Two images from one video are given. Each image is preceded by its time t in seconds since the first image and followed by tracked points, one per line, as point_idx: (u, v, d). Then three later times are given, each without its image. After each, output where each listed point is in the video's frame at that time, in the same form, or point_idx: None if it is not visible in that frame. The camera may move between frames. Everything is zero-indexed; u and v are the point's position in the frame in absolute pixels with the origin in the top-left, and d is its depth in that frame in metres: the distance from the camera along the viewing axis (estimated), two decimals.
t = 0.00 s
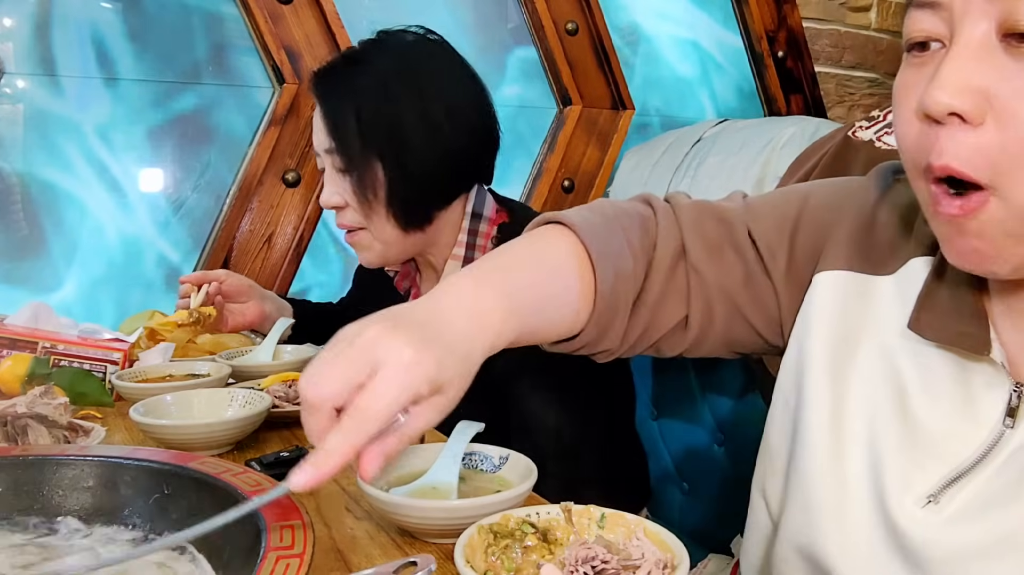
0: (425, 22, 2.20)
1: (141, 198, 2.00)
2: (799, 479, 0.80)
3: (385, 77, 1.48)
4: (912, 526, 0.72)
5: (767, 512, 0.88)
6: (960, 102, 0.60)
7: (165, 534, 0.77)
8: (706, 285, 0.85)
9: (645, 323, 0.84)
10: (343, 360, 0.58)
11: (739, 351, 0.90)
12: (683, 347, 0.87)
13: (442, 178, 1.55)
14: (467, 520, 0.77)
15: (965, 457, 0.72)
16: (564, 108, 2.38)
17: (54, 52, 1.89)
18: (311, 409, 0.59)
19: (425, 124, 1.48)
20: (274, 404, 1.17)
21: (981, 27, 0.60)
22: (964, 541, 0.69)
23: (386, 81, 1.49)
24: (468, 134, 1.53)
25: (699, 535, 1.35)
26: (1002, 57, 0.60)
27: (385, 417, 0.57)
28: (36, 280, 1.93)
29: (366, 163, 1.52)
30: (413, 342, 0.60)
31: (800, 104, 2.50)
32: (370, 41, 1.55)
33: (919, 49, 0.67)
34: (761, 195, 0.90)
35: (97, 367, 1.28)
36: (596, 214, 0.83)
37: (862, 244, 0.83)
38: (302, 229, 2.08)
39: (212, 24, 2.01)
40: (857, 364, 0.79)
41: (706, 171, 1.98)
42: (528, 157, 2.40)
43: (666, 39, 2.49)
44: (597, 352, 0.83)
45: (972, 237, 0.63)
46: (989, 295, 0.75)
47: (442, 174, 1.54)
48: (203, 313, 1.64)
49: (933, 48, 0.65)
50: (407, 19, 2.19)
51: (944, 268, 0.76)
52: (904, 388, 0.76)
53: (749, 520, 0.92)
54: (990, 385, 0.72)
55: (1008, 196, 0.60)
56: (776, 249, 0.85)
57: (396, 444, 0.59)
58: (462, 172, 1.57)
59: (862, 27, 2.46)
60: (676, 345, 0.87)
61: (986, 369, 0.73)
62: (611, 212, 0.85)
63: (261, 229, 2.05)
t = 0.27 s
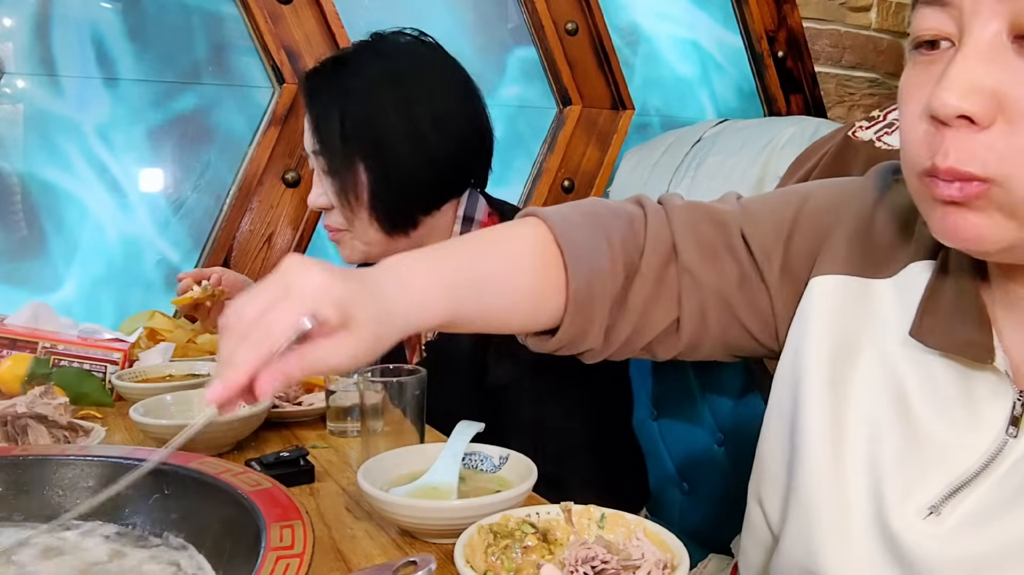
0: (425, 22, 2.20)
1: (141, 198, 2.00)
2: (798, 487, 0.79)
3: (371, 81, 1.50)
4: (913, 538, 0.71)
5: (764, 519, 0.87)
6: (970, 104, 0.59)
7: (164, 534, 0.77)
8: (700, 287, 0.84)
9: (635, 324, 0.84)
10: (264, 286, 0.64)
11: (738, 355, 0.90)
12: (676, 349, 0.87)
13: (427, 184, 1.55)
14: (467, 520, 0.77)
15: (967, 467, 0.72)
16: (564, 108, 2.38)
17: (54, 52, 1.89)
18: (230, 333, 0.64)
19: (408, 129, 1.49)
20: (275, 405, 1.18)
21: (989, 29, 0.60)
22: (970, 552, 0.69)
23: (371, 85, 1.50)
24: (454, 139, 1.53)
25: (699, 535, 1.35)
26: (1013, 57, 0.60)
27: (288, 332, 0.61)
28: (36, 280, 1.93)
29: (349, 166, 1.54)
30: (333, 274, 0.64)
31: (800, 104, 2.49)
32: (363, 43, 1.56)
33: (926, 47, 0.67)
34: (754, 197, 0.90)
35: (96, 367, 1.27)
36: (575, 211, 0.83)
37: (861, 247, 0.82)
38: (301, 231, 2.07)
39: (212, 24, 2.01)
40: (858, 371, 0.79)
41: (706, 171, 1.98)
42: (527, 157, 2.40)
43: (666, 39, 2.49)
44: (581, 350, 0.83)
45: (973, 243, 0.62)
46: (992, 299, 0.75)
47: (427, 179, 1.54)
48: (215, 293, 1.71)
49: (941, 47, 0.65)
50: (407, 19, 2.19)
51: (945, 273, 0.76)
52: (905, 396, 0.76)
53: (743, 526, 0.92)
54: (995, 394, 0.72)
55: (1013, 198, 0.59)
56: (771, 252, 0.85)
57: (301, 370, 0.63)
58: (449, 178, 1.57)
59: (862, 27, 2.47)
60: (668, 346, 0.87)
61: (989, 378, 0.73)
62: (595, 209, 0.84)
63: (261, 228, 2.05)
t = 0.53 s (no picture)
0: (425, 22, 2.21)
1: (141, 198, 2.00)
2: (792, 490, 0.79)
3: (354, 85, 1.52)
4: (904, 544, 0.71)
5: (761, 521, 0.87)
6: (958, 108, 0.58)
7: (164, 533, 0.77)
8: (688, 281, 0.85)
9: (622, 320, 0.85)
10: (250, 212, 0.64)
11: (729, 353, 0.91)
12: (665, 342, 0.88)
13: (407, 188, 1.55)
14: (467, 521, 0.77)
15: (960, 472, 0.71)
16: (564, 108, 2.38)
17: (54, 52, 1.89)
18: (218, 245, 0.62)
19: (388, 133, 1.51)
20: (275, 405, 1.18)
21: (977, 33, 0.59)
22: (962, 558, 0.69)
23: (354, 89, 1.52)
24: (438, 143, 1.53)
25: (699, 535, 1.35)
26: (1002, 61, 0.58)
27: (286, 238, 0.60)
28: (37, 279, 1.93)
29: (331, 170, 1.56)
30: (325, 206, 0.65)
31: (799, 104, 2.50)
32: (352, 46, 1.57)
33: (915, 48, 0.66)
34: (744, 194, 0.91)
35: (97, 366, 1.26)
36: (565, 198, 0.85)
37: (850, 247, 0.83)
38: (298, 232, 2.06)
39: (212, 24, 2.00)
40: (851, 374, 0.79)
41: (705, 171, 1.98)
42: (528, 157, 2.40)
43: (666, 39, 2.49)
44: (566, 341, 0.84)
45: (961, 251, 0.61)
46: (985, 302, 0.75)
47: (408, 183, 1.54)
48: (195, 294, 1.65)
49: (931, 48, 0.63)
50: (407, 19, 2.19)
51: (937, 275, 0.76)
52: (898, 400, 0.76)
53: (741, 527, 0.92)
54: (989, 399, 0.72)
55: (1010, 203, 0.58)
56: (761, 251, 0.85)
57: (288, 286, 0.61)
58: (433, 182, 1.56)
59: (862, 27, 2.46)
60: (657, 341, 0.88)
61: (983, 382, 0.73)
62: (587, 198, 0.87)
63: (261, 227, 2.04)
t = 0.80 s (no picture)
0: (425, 22, 2.21)
1: (141, 198, 2.00)
2: (790, 493, 0.79)
3: (336, 92, 1.52)
4: (905, 548, 0.71)
5: (760, 522, 0.87)
6: (952, 97, 0.59)
7: (165, 534, 0.77)
8: (694, 282, 0.85)
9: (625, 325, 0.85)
10: (229, 238, 0.60)
11: (726, 353, 0.92)
12: (669, 347, 0.88)
13: (386, 194, 1.55)
14: (467, 520, 0.77)
15: (959, 475, 0.71)
16: (564, 108, 2.38)
17: (54, 52, 1.89)
18: (194, 284, 0.59)
19: (367, 139, 1.51)
20: (275, 405, 1.18)
21: (975, 22, 0.60)
22: (961, 561, 0.69)
23: (336, 96, 1.52)
24: (420, 154, 1.54)
25: (699, 534, 1.35)
26: (999, 52, 0.59)
27: (268, 278, 0.57)
28: (37, 279, 1.94)
29: (313, 174, 1.57)
30: (307, 224, 0.63)
31: (800, 104, 2.49)
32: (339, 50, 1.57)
33: (910, 43, 0.67)
34: (744, 192, 0.91)
35: (97, 367, 1.27)
36: (562, 193, 0.84)
37: (853, 247, 0.83)
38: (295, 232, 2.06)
39: (212, 24, 2.00)
40: (850, 375, 0.79)
41: (705, 171, 1.98)
42: (527, 157, 2.40)
43: (666, 39, 2.49)
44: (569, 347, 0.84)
45: (953, 241, 0.62)
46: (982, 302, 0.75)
47: (386, 189, 1.54)
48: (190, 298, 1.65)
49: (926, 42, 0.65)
50: (407, 19, 2.19)
51: (935, 275, 0.76)
52: (896, 403, 0.75)
53: (737, 530, 0.92)
54: (987, 401, 0.72)
55: (1004, 196, 0.59)
56: (767, 251, 0.85)
57: (277, 321, 0.59)
58: (413, 193, 1.56)
59: (862, 28, 2.42)
60: (660, 346, 0.88)
61: (981, 384, 0.73)
62: (587, 194, 0.86)
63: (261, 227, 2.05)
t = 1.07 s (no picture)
0: (425, 22, 2.21)
1: (141, 198, 2.00)
2: (791, 493, 0.78)
3: (323, 97, 1.50)
4: (906, 548, 0.71)
5: (761, 523, 0.87)
6: (954, 88, 0.60)
7: (165, 534, 0.77)
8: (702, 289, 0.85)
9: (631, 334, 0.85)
10: (170, 300, 0.61)
11: (724, 355, 0.92)
12: (674, 355, 0.88)
13: (369, 201, 1.53)
14: (467, 520, 0.77)
15: (961, 474, 0.71)
16: (564, 108, 2.38)
17: (54, 52, 1.89)
18: (131, 354, 0.61)
19: (351, 143, 1.50)
20: (275, 405, 1.18)
21: (978, 14, 0.61)
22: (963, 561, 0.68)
23: (323, 100, 1.50)
24: (406, 161, 1.53)
25: (699, 535, 1.35)
26: (1000, 45, 0.60)
27: (197, 352, 0.58)
28: (37, 280, 1.94)
29: (296, 179, 1.56)
30: (248, 281, 0.62)
31: (800, 104, 2.49)
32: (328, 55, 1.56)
33: (913, 38, 0.68)
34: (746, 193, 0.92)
35: (97, 367, 1.23)
36: (559, 205, 0.84)
37: (855, 248, 0.83)
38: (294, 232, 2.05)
39: (212, 24, 2.00)
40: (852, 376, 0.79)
41: (705, 171, 1.98)
42: (527, 157, 2.40)
43: (666, 39, 2.48)
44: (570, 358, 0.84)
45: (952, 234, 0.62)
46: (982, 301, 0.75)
47: (370, 196, 1.53)
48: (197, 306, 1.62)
49: (928, 37, 0.66)
50: (407, 18, 2.19)
51: (935, 274, 0.76)
52: (897, 403, 0.75)
53: (737, 530, 0.92)
54: (988, 400, 0.72)
55: (1002, 189, 0.60)
56: (773, 255, 0.86)
57: (210, 387, 0.60)
58: (395, 201, 1.55)
59: (862, 27, 2.45)
60: (667, 354, 0.88)
61: (982, 382, 0.73)
62: (585, 205, 0.85)
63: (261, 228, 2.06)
